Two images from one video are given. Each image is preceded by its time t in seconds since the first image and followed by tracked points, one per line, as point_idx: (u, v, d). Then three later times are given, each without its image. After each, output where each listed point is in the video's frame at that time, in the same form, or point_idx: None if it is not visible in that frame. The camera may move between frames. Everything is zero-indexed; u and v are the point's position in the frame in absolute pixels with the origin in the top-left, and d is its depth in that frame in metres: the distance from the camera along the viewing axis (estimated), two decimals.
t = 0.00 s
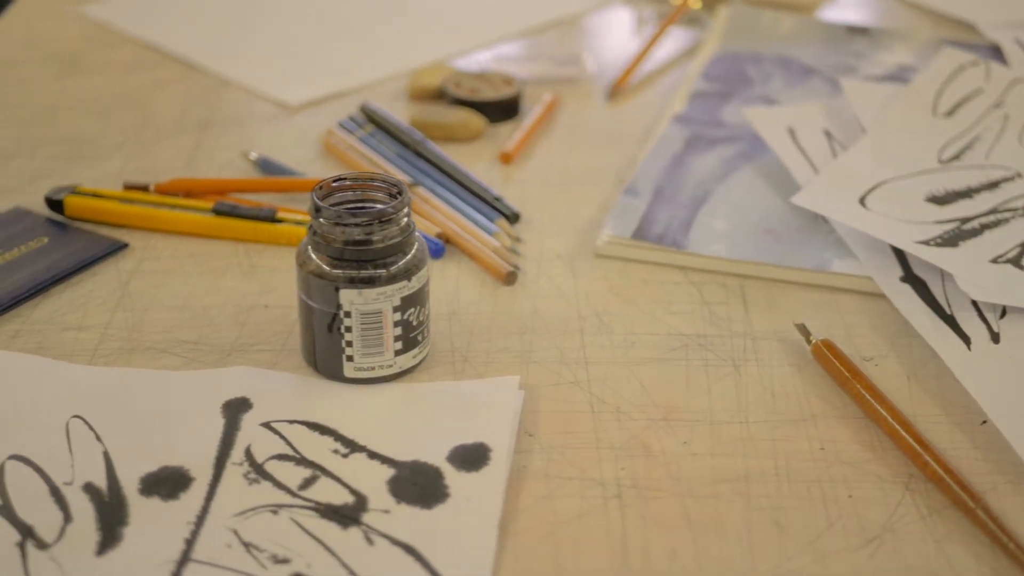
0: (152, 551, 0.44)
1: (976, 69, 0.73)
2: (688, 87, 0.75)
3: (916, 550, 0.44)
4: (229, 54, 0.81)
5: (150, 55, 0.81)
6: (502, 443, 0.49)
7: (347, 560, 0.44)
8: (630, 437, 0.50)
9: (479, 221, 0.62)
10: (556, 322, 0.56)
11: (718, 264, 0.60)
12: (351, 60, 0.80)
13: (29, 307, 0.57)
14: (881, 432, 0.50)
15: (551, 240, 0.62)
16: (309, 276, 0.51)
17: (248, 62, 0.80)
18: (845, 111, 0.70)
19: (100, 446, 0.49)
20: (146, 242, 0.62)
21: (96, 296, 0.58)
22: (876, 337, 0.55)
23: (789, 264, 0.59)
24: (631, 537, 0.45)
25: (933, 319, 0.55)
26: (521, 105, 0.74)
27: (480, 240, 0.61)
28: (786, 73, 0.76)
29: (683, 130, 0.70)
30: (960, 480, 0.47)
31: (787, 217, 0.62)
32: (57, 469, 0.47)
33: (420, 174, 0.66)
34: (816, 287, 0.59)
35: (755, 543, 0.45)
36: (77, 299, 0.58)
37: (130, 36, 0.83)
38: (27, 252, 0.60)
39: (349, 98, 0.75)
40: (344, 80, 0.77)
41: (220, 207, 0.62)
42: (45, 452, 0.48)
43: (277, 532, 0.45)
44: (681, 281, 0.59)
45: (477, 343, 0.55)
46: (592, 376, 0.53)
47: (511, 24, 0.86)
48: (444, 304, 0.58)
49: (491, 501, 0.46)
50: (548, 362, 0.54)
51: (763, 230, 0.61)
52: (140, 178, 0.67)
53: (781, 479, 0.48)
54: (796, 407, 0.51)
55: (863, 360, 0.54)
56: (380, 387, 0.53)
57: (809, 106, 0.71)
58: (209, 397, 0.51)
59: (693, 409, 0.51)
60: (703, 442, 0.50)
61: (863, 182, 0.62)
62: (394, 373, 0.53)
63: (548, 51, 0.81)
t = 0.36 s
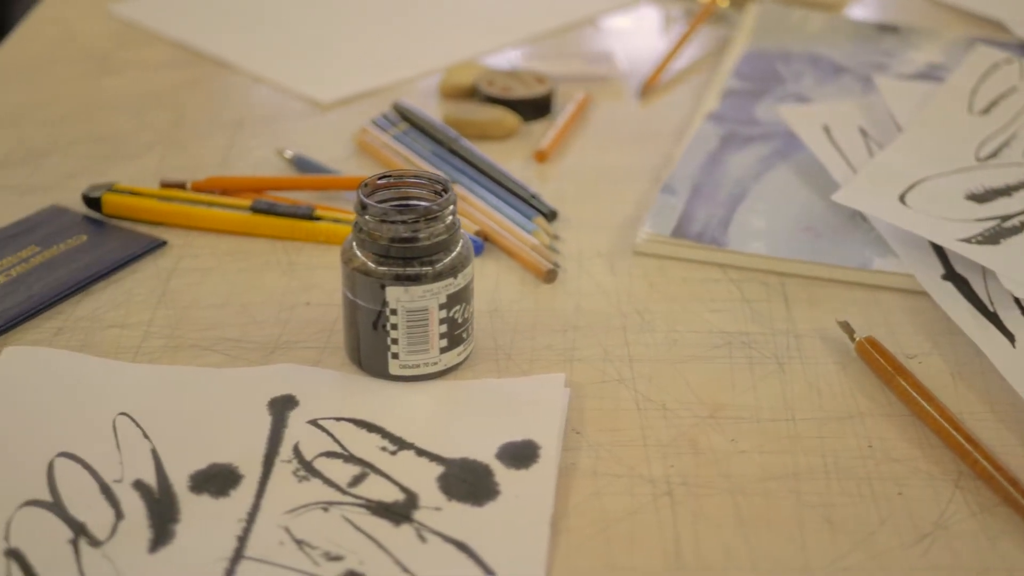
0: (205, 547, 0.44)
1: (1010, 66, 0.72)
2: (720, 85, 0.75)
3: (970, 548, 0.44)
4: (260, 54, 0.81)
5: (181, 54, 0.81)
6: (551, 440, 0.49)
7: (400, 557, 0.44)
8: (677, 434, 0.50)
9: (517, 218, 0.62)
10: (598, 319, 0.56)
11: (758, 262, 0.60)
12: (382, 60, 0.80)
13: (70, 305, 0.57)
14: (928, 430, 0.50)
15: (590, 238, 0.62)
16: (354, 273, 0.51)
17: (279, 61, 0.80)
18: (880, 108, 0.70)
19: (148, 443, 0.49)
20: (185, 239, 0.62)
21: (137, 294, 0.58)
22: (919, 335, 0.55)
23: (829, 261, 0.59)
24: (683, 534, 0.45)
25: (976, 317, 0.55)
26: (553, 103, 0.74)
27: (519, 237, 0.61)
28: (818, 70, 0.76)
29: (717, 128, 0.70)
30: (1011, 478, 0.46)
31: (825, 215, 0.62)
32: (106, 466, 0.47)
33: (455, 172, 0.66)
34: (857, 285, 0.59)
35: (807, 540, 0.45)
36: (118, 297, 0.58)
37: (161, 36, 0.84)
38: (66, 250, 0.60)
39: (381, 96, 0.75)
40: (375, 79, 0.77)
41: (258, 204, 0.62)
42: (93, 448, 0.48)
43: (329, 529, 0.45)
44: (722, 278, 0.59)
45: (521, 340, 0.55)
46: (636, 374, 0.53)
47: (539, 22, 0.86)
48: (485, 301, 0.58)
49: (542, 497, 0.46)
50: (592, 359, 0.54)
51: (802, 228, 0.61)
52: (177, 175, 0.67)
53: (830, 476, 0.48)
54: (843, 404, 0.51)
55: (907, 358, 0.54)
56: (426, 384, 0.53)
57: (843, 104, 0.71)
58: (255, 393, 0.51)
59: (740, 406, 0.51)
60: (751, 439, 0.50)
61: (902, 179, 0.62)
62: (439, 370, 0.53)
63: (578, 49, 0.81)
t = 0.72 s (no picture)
0: (255, 545, 0.44)
1: None
2: (750, 83, 0.75)
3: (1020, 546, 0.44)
4: (288, 52, 0.81)
5: (209, 53, 0.81)
6: (596, 438, 0.49)
7: (451, 554, 0.43)
8: (722, 433, 0.50)
9: (553, 216, 0.62)
10: (638, 317, 0.56)
11: (795, 260, 0.60)
12: (410, 59, 0.80)
13: (108, 303, 0.57)
14: (973, 428, 0.50)
15: (625, 236, 0.62)
16: (397, 271, 0.51)
17: (307, 60, 0.80)
18: (912, 106, 0.70)
19: (193, 442, 0.48)
20: (221, 238, 0.62)
21: (175, 292, 0.58)
22: (960, 333, 0.55)
23: (867, 259, 0.59)
24: (732, 531, 0.45)
25: (1017, 314, 0.54)
26: (584, 102, 0.74)
27: (556, 236, 0.61)
28: (847, 69, 0.76)
29: (749, 127, 0.70)
30: None
31: (861, 213, 0.62)
32: (152, 464, 0.47)
33: (489, 170, 0.66)
34: (894, 283, 0.59)
35: (856, 538, 0.45)
36: (156, 295, 0.58)
37: (188, 36, 0.84)
38: (103, 249, 0.60)
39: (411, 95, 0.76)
40: (405, 78, 0.77)
41: (294, 202, 0.62)
42: (138, 444, 0.48)
43: (378, 526, 0.45)
44: (759, 277, 0.59)
45: (561, 338, 0.55)
46: (679, 372, 0.53)
47: (565, 21, 0.86)
48: (524, 299, 0.58)
49: (590, 495, 0.46)
50: (633, 357, 0.54)
51: (839, 226, 0.61)
52: (210, 173, 0.67)
53: (877, 474, 0.48)
54: (887, 403, 0.51)
55: (949, 356, 0.54)
56: (468, 382, 0.52)
57: (874, 102, 0.71)
58: (299, 391, 0.51)
59: (783, 404, 0.51)
60: (796, 437, 0.49)
61: (939, 177, 0.61)
62: (481, 368, 0.53)
63: (606, 48, 0.82)
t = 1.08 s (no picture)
0: (302, 542, 0.44)
1: None
2: (778, 82, 0.75)
3: None
4: (313, 51, 0.81)
5: (236, 52, 0.82)
6: (639, 436, 0.49)
7: (498, 551, 0.43)
8: (764, 430, 0.50)
9: (587, 215, 0.62)
10: (675, 315, 0.56)
11: (830, 258, 0.60)
12: (436, 57, 0.80)
13: (145, 301, 0.57)
14: (1016, 427, 0.50)
15: (659, 234, 0.62)
16: (437, 268, 0.51)
17: (333, 58, 0.80)
18: (943, 104, 0.70)
19: (235, 439, 0.48)
20: (255, 236, 0.62)
21: (211, 290, 0.58)
22: (999, 330, 0.55)
23: (903, 257, 0.59)
24: (777, 528, 0.45)
25: None
26: (612, 100, 0.74)
27: (591, 233, 0.61)
28: (874, 67, 0.76)
29: (779, 125, 0.70)
30: None
31: (896, 211, 0.62)
32: (195, 462, 0.47)
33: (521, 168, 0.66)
34: (931, 281, 0.59)
35: (902, 535, 0.45)
36: (192, 293, 0.58)
37: (214, 34, 0.84)
38: (137, 247, 0.60)
39: (439, 94, 0.76)
40: (432, 77, 0.77)
41: (328, 200, 0.63)
42: (181, 442, 0.48)
43: (424, 524, 0.45)
44: (795, 275, 0.59)
45: (599, 336, 0.55)
46: (718, 370, 0.53)
47: (590, 20, 0.86)
48: (560, 297, 0.58)
49: (635, 492, 0.46)
50: (672, 355, 0.54)
51: (874, 224, 0.61)
52: (242, 171, 0.67)
53: (920, 472, 0.48)
54: (928, 401, 0.51)
55: (989, 354, 0.54)
56: (508, 380, 0.52)
57: (904, 99, 0.71)
58: (340, 389, 0.51)
59: (824, 402, 0.51)
60: (838, 435, 0.49)
61: (976, 174, 0.61)
62: (521, 366, 0.53)
63: (632, 47, 0.82)
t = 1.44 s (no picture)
0: (345, 540, 0.43)
1: None
2: (805, 81, 0.75)
3: None
4: (338, 50, 0.81)
5: (261, 51, 0.82)
6: (680, 434, 0.49)
7: (543, 550, 0.43)
8: (804, 428, 0.50)
9: (619, 213, 0.62)
10: (710, 314, 0.56)
11: (863, 256, 0.60)
12: (462, 56, 0.80)
13: (179, 299, 0.57)
14: None
15: (691, 233, 0.62)
16: (475, 267, 0.51)
17: (359, 57, 0.80)
18: (972, 102, 0.70)
19: (275, 437, 0.48)
20: (287, 234, 0.63)
21: (245, 288, 0.58)
22: None
23: (936, 256, 0.59)
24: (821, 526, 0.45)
25: None
26: (639, 99, 0.74)
27: (623, 232, 0.61)
28: (900, 66, 0.76)
29: (808, 124, 0.70)
30: None
31: (928, 210, 0.62)
32: (236, 460, 0.47)
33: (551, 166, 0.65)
34: (964, 280, 0.59)
35: (947, 533, 0.44)
36: (227, 292, 0.58)
37: (239, 34, 0.84)
38: (170, 245, 0.60)
39: (465, 93, 0.76)
40: (458, 76, 0.77)
41: (360, 199, 0.63)
42: (221, 441, 0.48)
43: (467, 521, 0.44)
44: (828, 274, 0.59)
45: (635, 334, 0.55)
46: (755, 368, 0.53)
47: (614, 18, 0.86)
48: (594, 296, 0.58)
49: (678, 489, 0.46)
50: (708, 353, 0.54)
51: (906, 223, 0.61)
52: (272, 169, 0.67)
53: (962, 470, 0.47)
54: (966, 399, 0.51)
55: None
56: (545, 378, 0.52)
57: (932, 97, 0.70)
58: (379, 387, 0.51)
59: (862, 400, 0.51)
60: (877, 433, 0.49)
61: (1009, 172, 0.61)
62: (558, 365, 0.53)
63: (656, 47, 0.82)
